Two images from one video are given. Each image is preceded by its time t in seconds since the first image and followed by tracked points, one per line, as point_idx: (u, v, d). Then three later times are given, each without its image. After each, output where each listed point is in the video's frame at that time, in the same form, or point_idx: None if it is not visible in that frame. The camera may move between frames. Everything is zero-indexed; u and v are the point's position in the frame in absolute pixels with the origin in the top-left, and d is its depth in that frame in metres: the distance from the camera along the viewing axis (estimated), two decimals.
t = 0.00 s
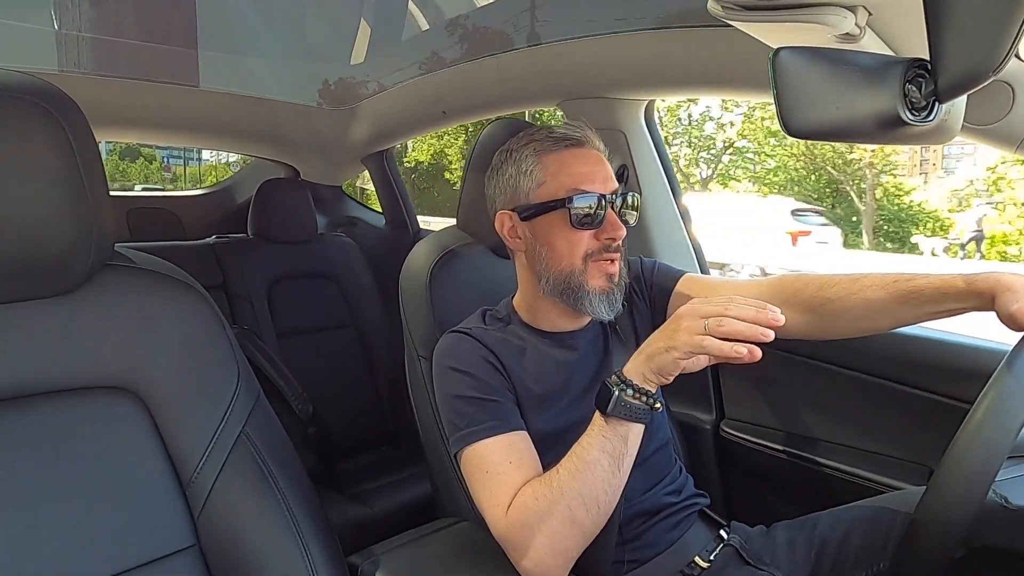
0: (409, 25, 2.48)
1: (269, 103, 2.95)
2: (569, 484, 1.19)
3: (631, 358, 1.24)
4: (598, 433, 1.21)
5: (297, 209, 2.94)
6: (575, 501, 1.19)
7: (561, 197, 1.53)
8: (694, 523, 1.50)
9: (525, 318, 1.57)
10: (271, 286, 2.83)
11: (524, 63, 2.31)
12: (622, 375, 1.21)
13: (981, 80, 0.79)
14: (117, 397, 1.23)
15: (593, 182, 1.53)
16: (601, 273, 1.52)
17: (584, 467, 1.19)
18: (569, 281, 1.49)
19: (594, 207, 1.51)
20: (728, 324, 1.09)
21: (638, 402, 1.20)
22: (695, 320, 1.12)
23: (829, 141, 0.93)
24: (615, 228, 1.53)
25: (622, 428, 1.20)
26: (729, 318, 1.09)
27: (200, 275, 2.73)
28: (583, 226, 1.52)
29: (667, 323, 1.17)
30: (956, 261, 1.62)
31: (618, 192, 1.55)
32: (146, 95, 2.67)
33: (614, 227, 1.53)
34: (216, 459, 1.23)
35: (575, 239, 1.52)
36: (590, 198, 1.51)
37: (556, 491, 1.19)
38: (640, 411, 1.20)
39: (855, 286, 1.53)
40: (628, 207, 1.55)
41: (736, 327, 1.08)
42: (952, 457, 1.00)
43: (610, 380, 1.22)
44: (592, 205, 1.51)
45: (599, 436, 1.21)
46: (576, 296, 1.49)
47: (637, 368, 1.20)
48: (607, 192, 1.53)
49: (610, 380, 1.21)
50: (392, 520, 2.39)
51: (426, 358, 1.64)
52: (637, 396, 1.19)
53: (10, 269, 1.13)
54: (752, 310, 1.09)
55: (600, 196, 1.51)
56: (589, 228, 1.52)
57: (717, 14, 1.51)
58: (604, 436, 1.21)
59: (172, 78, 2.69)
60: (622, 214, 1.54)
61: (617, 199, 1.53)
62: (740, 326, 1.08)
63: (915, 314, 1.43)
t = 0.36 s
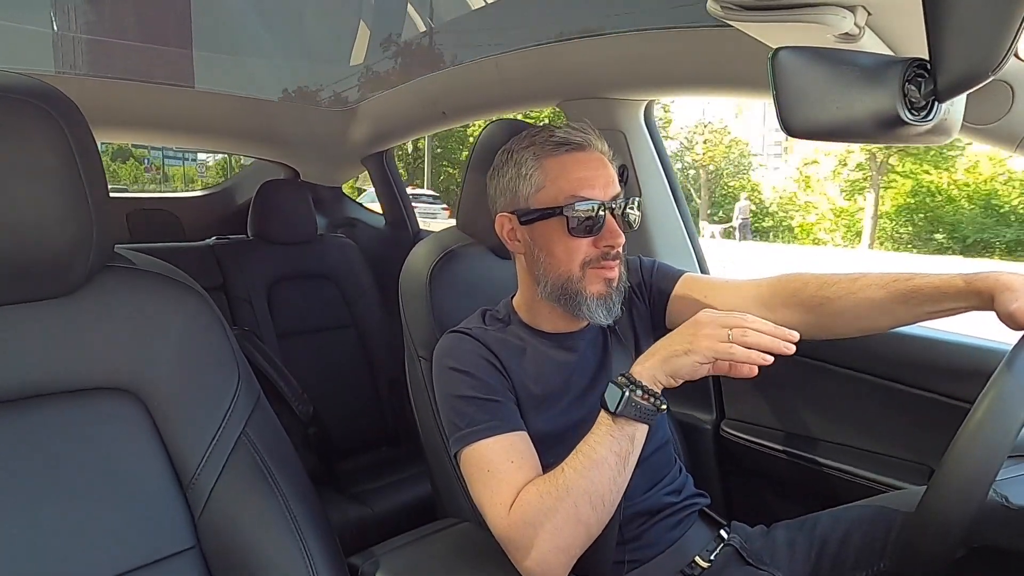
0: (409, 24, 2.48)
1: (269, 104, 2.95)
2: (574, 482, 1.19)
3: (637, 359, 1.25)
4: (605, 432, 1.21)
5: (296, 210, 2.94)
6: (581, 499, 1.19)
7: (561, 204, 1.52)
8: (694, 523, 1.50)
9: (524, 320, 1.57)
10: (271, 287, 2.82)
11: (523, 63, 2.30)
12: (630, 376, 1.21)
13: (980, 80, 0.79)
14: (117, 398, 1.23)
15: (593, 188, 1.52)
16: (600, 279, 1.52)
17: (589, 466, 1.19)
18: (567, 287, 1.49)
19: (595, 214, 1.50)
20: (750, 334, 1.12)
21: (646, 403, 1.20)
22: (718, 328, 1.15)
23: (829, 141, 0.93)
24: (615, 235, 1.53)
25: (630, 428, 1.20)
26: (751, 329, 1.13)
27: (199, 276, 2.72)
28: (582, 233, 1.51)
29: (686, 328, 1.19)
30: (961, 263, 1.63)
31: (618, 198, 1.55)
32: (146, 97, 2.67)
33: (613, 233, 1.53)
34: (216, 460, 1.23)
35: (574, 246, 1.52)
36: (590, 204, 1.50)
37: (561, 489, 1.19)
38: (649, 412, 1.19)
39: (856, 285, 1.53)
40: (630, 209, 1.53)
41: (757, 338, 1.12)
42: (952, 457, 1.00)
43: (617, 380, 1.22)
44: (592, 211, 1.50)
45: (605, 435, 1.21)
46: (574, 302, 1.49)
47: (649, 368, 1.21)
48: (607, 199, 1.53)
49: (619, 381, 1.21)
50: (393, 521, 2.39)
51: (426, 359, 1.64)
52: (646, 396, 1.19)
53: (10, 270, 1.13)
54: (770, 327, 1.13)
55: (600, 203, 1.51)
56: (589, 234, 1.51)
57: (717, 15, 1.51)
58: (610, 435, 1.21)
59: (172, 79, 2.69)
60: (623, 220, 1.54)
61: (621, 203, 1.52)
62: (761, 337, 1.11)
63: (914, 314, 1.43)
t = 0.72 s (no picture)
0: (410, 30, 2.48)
1: (269, 109, 2.96)
2: (568, 488, 1.18)
3: (632, 360, 1.26)
4: (598, 437, 1.22)
5: (296, 216, 2.94)
6: (576, 504, 1.18)
7: (562, 213, 1.52)
8: (694, 529, 1.50)
9: (523, 326, 1.57)
10: (270, 293, 2.82)
11: (524, 69, 2.31)
12: (620, 380, 1.22)
13: (979, 86, 0.79)
14: (117, 404, 1.23)
15: (595, 197, 1.52)
16: (599, 288, 1.51)
17: (583, 471, 1.19)
18: (566, 295, 1.49)
19: (596, 222, 1.50)
20: (740, 337, 1.12)
21: (637, 406, 1.21)
22: (709, 330, 1.16)
23: (829, 147, 0.93)
24: (615, 246, 1.53)
25: (622, 433, 1.20)
26: (742, 332, 1.13)
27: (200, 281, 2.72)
28: (583, 242, 1.51)
29: (678, 329, 1.20)
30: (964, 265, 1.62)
31: (620, 206, 1.54)
32: (147, 103, 2.68)
33: (613, 243, 1.53)
34: (216, 465, 1.23)
35: (574, 255, 1.52)
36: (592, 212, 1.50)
37: (556, 495, 1.19)
38: (640, 415, 1.20)
39: (855, 291, 1.53)
40: (631, 217, 1.55)
41: (748, 341, 1.12)
42: (952, 463, 1.00)
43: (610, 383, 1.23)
44: (593, 219, 1.50)
45: (598, 440, 1.21)
46: (574, 310, 1.49)
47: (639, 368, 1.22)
48: (608, 208, 1.53)
49: (610, 384, 1.22)
50: (393, 526, 2.39)
51: (426, 364, 1.64)
52: (637, 400, 1.20)
53: (9, 275, 1.13)
54: (762, 333, 1.12)
55: (601, 212, 1.51)
56: (590, 244, 1.51)
57: (716, 21, 1.55)
58: (603, 440, 1.21)
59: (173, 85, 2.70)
60: (623, 231, 1.54)
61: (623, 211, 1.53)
62: (751, 341, 1.11)
63: (914, 320, 1.43)
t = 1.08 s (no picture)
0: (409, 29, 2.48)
1: (269, 108, 2.96)
2: (566, 488, 1.18)
3: (631, 360, 1.25)
4: (595, 438, 1.21)
5: (296, 214, 2.94)
6: (573, 505, 1.18)
7: (561, 207, 1.52)
8: (693, 528, 1.50)
9: (524, 323, 1.57)
10: (270, 292, 2.82)
11: (523, 68, 2.31)
12: (618, 380, 1.21)
13: (979, 85, 0.79)
14: (117, 402, 1.23)
15: (593, 191, 1.52)
16: (599, 282, 1.52)
17: (580, 472, 1.19)
18: (566, 289, 1.49)
19: (595, 216, 1.50)
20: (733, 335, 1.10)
21: (634, 408, 1.20)
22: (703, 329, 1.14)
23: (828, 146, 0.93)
24: (615, 238, 1.52)
25: (619, 433, 1.19)
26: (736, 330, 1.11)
27: (199, 280, 2.72)
28: (582, 236, 1.51)
29: (673, 328, 1.18)
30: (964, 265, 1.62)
31: (618, 200, 1.54)
32: (146, 102, 2.67)
33: (613, 237, 1.52)
34: (215, 464, 1.23)
35: (574, 248, 1.52)
36: (590, 205, 1.50)
37: (553, 494, 1.19)
38: (637, 416, 1.19)
39: (854, 290, 1.53)
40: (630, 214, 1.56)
41: (741, 339, 1.09)
42: (952, 461, 1.00)
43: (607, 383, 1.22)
44: (592, 212, 1.50)
45: (595, 441, 1.20)
46: (574, 305, 1.49)
47: (635, 369, 1.21)
48: (607, 202, 1.52)
49: (608, 385, 1.21)
50: (392, 526, 2.39)
51: (426, 363, 1.64)
52: (633, 401, 1.19)
53: (9, 274, 1.13)
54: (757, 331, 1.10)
55: (600, 206, 1.50)
56: (589, 237, 1.51)
57: (716, 21, 1.55)
58: (599, 442, 1.20)
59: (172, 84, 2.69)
60: (621, 222, 1.54)
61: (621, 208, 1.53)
62: (745, 339, 1.09)
63: (912, 319, 1.43)
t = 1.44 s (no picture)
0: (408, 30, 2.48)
1: (269, 109, 2.96)
2: (570, 489, 1.18)
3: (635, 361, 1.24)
4: (600, 439, 1.21)
5: (296, 215, 2.94)
6: (576, 507, 1.18)
7: (560, 209, 1.52)
8: (693, 528, 1.50)
9: (525, 324, 1.57)
10: (270, 292, 2.82)
11: (522, 69, 2.31)
12: (622, 382, 1.21)
13: (978, 85, 0.79)
14: (117, 403, 1.23)
15: (592, 192, 1.52)
16: (600, 283, 1.52)
17: (584, 474, 1.19)
18: (567, 291, 1.49)
19: (595, 217, 1.50)
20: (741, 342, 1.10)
21: (640, 410, 1.20)
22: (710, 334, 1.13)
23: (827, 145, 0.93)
24: (615, 240, 1.52)
25: (623, 434, 1.19)
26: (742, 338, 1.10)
27: (199, 281, 2.72)
28: (582, 238, 1.51)
29: (682, 334, 1.17)
30: (965, 266, 1.62)
31: (618, 202, 1.54)
32: (146, 103, 2.68)
33: (613, 238, 1.52)
34: (215, 465, 1.23)
35: (574, 250, 1.52)
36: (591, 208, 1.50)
37: (557, 496, 1.19)
38: (643, 419, 1.19)
39: (854, 290, 1.53)
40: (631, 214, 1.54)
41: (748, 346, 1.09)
42: (952, 461, 1.00)
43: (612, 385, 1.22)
44: (592, 214, 1.50)
45: (600, 443, 1.20)
46: (575, 307, 1.49)
47: (640, 373, 1.20)
48: (607, 203, 1.52)
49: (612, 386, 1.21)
50: (392, 527, 2.39)
51: (426, 364, 1.63)
52: (639, 403, 1.20)
53: (9, 274, 1.13)
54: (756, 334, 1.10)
55: (599, 208, 1.51)
56: (589, 239, 1.51)
57: (715, 21, 1.55)
58: (605, 444, 1.20)
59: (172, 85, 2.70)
60: (622, 224, 1.53)
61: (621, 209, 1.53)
62: (752, 345, 1.09)
63: (911, 320, 1.44)
